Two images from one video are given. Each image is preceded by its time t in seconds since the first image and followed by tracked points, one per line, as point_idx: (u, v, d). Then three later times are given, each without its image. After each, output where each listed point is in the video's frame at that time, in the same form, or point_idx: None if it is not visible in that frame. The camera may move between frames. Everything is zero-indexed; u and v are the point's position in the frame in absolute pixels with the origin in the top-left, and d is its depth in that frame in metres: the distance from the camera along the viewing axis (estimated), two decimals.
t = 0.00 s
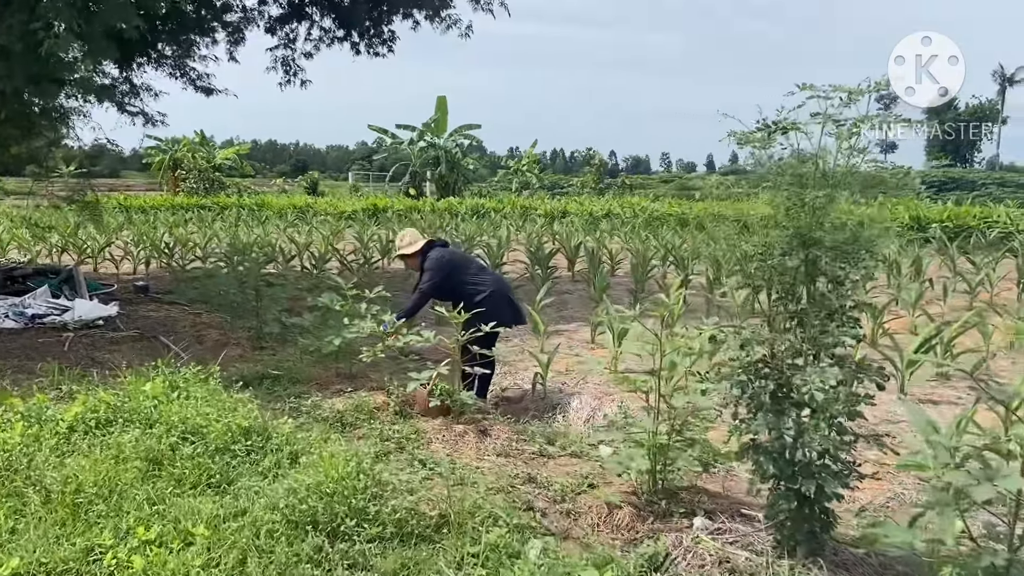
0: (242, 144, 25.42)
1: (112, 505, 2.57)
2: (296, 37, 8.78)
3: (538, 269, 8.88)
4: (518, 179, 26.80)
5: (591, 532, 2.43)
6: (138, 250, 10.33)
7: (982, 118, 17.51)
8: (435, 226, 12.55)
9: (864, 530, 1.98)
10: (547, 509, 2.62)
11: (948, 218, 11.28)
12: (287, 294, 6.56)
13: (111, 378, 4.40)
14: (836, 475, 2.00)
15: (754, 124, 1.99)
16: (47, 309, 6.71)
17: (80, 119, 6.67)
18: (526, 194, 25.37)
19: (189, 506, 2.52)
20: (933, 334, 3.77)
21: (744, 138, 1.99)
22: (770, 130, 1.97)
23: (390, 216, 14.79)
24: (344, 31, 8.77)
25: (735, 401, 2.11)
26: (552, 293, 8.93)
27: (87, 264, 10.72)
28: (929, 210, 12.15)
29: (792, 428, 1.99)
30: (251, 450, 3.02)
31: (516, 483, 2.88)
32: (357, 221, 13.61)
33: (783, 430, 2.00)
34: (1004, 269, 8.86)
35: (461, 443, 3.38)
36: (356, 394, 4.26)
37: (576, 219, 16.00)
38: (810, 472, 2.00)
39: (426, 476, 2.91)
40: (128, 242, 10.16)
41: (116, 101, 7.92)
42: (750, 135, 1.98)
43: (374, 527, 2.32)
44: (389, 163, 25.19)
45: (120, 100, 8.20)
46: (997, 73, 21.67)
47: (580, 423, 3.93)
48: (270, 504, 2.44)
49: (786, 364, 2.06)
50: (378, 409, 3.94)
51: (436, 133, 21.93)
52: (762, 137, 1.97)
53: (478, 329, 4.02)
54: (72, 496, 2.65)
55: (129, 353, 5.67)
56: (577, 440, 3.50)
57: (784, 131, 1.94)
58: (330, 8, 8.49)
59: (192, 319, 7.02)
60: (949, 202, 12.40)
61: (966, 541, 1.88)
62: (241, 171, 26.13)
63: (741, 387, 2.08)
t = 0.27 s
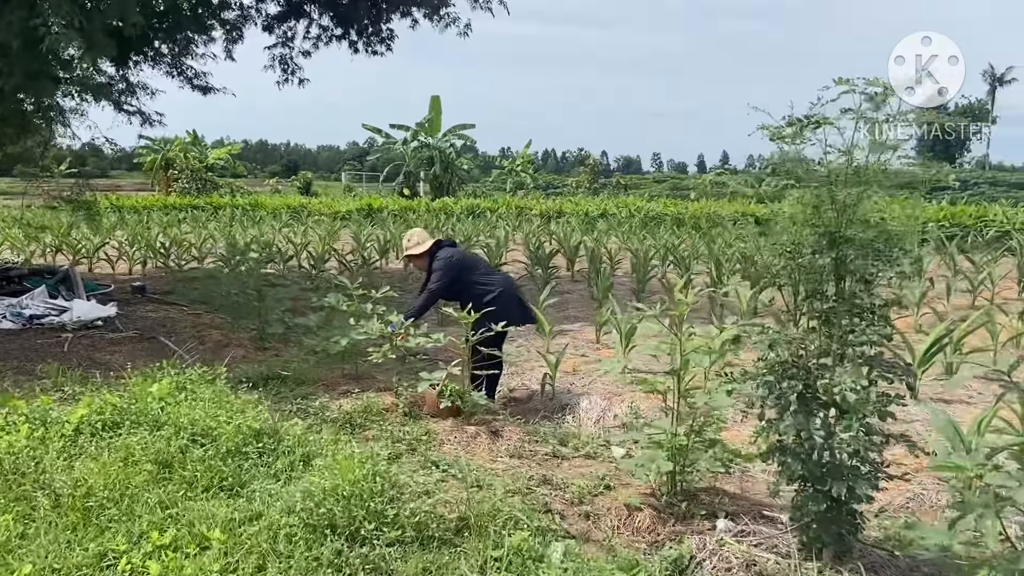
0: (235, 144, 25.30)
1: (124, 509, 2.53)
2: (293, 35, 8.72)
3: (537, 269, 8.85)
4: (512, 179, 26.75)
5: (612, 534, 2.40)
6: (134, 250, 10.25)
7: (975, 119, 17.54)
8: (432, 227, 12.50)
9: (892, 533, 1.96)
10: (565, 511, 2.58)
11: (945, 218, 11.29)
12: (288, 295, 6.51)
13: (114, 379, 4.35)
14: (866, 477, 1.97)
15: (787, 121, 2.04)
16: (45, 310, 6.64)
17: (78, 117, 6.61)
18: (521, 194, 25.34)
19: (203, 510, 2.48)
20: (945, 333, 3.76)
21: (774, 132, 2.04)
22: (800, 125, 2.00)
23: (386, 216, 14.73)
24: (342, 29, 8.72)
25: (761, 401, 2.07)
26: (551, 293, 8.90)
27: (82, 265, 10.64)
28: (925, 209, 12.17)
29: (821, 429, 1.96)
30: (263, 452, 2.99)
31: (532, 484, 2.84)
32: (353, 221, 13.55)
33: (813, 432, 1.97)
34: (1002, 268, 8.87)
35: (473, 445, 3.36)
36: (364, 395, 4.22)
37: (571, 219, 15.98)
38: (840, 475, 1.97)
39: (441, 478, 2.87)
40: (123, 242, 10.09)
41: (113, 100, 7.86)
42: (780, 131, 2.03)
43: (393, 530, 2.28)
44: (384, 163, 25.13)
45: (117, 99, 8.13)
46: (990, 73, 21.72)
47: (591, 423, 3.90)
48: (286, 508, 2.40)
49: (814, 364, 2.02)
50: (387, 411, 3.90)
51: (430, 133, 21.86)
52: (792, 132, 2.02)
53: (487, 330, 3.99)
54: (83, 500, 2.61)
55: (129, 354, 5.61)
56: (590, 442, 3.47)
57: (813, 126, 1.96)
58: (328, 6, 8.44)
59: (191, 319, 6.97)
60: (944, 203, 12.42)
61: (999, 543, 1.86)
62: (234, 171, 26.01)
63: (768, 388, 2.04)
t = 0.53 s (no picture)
0: (228, 143, 25.16)
1: (142, 515, 2.50)
2: (292, 33, 8.67)
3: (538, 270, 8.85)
4: (507, 178, 26.73)
5: (638, 538, 2.37)
6: (131, 250, 10.19)
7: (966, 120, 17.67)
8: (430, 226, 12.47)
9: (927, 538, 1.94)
10: (588, 515, 2.56)
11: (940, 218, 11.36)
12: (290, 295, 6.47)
13: (120, 381, 4.30)
14: (900, 481, 1.95)
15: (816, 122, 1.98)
16: (46, 311, 6.58)
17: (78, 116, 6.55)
18: (516, 194, 25.33)
19: (223, 516, 2.46)
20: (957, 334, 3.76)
21: (803, 135, 1.98)
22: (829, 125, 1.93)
23: (382, 216, 14.70)
24: (343, 28, 8.68)
25: (792, 405, 2.04)
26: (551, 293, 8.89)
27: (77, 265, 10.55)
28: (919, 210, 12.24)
29: (856, 433, 1.93)
30: (280, 457, 2.96)
31: (552, 487, 2.82)
32: (349, 221, 13.51)
33: (848, 435, 1.93)
34: (999, 267, 8.93)
35: (489, 448, 3.34)
36: (375, 398, 4.19)
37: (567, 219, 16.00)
38: (875, 479, 1.95)
39: (459, 482, 2.85)
40: (120, 242, 10.01)
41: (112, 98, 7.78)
42: (810, 133, 1.98)
43: (418, 536, 2.26)
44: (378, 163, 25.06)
45: (115, 98, 8.07)
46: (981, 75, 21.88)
47: (604, 425, 3.89)
48: (308, 514, 2.38)
49: (846, 368, 1.99)
50: (399, 413, 3.88)
51: (425, 132, 21.83)
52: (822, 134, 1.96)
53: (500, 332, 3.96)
54: (100, 506, 2.57)
55: (133, 356, 5.56)
56: (606, 445, 3.46)
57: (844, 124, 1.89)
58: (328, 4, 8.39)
59: (193, 321, 6.92)
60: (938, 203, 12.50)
61: None
62: (226, 170, 25.88)
63: (800, 391, 2.00)
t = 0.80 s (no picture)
0: (217, 142, 25.01)
1: (155, 519, 2.47)
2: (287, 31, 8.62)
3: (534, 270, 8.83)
4: (498, 178, 26.71)
5: (657, 541, 2.35)
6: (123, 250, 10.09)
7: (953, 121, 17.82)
8: (423, 225, 12.44)
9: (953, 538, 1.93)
10: (604, 517, 2.53)
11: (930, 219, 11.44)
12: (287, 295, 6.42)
13: (121, 384, 4.25)
14: (925, 482, 1.94)
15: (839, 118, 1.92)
16: (41, 312, 6.51)
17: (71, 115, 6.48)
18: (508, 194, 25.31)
19: (237, 520, 2.43)
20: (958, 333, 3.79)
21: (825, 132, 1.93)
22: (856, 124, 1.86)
23: (374, 215, 14.65)
24: (338, 26, 8.63)
25: (816, 405, 2.02)
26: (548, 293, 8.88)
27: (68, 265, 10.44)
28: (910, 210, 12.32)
29: (882, 434, 1.91)
30: (291, 459, 2.94)
31: (566, 489, 2.80)
32: (341, 221, 13.45)
33: (873, 437, 1.91)
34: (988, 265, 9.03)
35: (499, 450, 3.31)
36: (381, 399, 4.16)
37: (559, 218, 16.01)
38: (900, 480, 1.93)
39: (473, 485, 2.84)
40: (112, 242, 9.91)
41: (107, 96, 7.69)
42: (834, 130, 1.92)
43: (437, 539, 2.24)
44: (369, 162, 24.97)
45: (108, 96, 7.98)
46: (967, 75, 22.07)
47: (612, 426, 3.87)
48: (324, 517, 2.36)
49: (871, 367, 1.98)
50: (406, 414, 3.86)
51: (415, 131, 21.77)
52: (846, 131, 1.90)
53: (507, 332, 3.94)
54: (112, 510, 2.54)
55: (131, 357, 5.50)
56: (616, 446, 3.44)
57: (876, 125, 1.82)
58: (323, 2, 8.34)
59: (189, 321, 6.86)
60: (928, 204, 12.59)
61: None
62: (215, 169, 25.71)
63: (824, 391, 1.99)
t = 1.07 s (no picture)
0: (203, 140, 24.79)
1: (157, 524, 2.43)
2: (277, 28, 8.54)
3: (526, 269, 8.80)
4: (486, 177, 26.64)
5: (669, 543, 2.33)
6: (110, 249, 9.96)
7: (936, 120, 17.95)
8: (413, 224, 12.38)
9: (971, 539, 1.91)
10: (613, 518, 2.51)
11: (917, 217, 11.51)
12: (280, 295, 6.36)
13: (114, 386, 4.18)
14: (944, 483, 1.92)
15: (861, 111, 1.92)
16: (30, 312, 6.40)
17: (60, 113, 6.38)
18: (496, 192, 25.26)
19: (242, 525, 2.39)
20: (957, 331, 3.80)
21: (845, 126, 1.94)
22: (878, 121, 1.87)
23: (362, 213, 14.56)
24: (329, 23, 8.57)
25: (832, 405, 2.00)
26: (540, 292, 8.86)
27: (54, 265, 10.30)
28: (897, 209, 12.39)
29: (901, 434, 1.89)
30: (293, 461, 2.89)
31: (573, 490, 2.77)
32: (329, 219, 13.36)
33: (893, 437, 1.89)
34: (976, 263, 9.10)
35: (503, 451, 3.28)
36: (380, 400, 4.12)
37: (547, 216, 15.98)
38: (919, 481, 1.91)
39: (479, 486, 2.80)
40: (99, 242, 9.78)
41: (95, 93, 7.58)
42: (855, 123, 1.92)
43: (447, 543, 2.21)
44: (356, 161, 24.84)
45: (97, 94, 7.88)
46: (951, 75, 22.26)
47: (614, 426, 3.85)
48: (331, 522, 2.32)
49: (889, 366, 1.96)
50: (407, 415, 3.82)
51: (403, 130, 21.68)
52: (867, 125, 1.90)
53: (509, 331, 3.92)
54: (112, 515, 2.49)
55: (123, 359, 5.42)
56: (620, 446, 3.42)
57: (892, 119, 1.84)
58: None
59: (181, 321, 6.77)
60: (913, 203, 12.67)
61: None
62: (200, 168, 25.48)
63: (841, 391, 1.97)
